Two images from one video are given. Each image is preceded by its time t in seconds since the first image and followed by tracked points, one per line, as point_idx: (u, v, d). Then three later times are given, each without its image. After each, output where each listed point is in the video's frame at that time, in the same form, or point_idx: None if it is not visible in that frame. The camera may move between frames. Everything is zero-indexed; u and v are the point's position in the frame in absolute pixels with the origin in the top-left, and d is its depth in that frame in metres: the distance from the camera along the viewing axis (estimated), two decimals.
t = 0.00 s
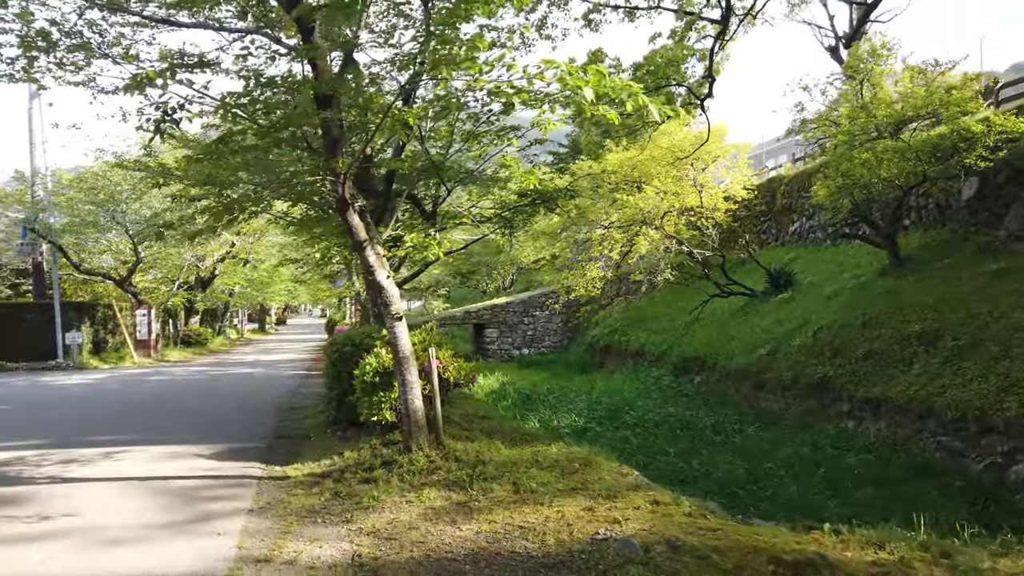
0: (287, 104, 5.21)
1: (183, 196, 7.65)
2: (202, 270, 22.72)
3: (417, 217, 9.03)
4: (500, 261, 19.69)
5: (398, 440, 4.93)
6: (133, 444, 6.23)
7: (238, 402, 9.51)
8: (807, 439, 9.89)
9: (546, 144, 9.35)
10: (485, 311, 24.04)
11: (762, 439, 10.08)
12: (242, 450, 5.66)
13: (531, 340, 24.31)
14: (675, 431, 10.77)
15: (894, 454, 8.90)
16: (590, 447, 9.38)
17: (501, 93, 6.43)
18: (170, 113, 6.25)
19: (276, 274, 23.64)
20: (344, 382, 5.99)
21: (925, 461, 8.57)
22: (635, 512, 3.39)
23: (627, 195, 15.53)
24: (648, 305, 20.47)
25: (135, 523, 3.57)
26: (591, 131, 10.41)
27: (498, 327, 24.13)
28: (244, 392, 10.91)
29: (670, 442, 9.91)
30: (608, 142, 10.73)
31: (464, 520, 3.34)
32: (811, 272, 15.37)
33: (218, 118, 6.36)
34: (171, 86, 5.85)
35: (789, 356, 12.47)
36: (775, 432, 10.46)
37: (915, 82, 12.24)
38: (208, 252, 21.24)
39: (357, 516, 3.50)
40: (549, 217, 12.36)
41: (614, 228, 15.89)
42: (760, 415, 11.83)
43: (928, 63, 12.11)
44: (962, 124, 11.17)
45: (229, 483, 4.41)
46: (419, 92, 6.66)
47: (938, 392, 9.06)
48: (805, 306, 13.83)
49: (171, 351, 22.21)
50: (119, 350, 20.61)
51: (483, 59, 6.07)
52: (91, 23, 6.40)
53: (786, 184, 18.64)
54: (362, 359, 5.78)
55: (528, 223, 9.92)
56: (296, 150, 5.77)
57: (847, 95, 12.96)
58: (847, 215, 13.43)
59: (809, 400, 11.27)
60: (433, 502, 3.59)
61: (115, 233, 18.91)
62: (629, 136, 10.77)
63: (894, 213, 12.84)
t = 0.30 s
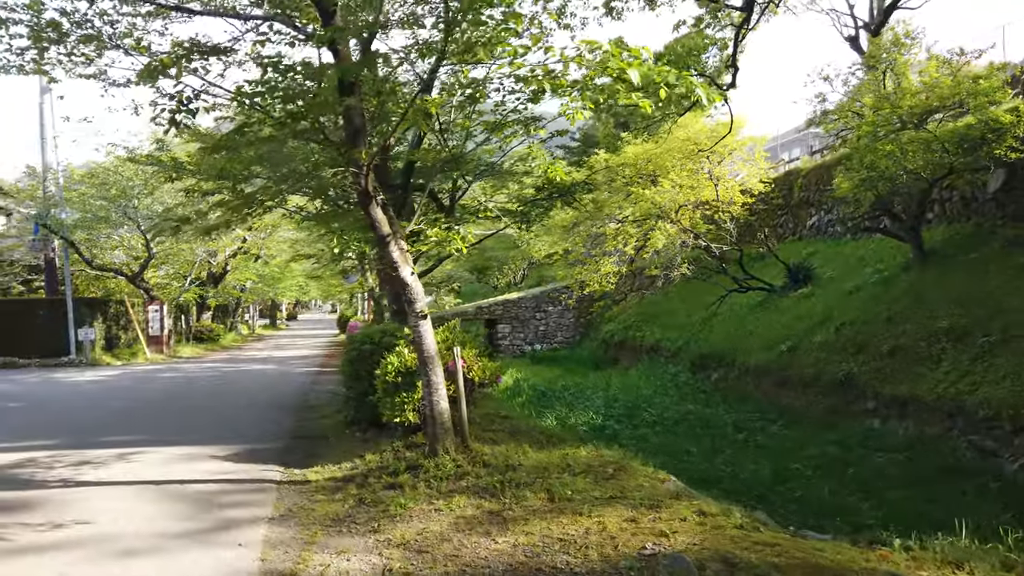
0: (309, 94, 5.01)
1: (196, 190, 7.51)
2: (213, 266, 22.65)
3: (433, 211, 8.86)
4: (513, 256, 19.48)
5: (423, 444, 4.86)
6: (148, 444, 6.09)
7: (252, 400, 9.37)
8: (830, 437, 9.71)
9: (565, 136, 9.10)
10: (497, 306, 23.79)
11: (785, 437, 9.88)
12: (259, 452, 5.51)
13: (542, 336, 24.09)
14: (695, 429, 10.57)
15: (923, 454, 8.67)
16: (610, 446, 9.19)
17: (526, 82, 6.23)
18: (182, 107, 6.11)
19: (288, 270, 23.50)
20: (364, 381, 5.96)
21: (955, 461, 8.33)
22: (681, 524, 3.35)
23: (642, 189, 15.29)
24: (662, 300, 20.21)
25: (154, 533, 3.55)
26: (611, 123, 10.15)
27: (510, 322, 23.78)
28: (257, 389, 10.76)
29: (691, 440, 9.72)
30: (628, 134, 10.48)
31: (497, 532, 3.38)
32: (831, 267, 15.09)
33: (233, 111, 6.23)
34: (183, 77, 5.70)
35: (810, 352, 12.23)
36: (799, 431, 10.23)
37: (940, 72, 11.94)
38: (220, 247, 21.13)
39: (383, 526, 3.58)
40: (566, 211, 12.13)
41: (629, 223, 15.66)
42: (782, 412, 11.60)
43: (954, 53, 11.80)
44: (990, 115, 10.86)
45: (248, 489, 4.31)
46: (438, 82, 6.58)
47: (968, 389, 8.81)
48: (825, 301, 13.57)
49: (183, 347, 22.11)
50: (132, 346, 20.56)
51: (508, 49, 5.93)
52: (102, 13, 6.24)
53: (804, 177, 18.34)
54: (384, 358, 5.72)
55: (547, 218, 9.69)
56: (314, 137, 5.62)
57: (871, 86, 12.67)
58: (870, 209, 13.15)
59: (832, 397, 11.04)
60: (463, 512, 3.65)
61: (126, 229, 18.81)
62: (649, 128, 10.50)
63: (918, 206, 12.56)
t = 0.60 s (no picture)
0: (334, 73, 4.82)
1: (211, 182, 7.36)
2: (226, 261, 22.58)
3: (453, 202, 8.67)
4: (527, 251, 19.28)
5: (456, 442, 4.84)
6: (166, 441, 5.97)
7: (268, 395, 9.23)
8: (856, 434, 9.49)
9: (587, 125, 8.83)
10: (509, 303, 23.84)
11: (810, 435, 9.66)
12: (280, 449, 5.36)
13: (555, 332, 23.92)
14: (717, 426, 10.37)
15: (955, 452, 8.43)
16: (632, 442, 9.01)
17: (558, 65, 6.00)
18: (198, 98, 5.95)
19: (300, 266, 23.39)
20: (388, 378, 6.05)
21: (990, 459, 8.08)
22: (737, 531, 3.36)
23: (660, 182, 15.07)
24: (678, 296, 19.95)
25: (176, 535, 3.58)
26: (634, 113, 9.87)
27: (522, 319, 23.87)
28: (272, 385, 10.63)
29: (713, 437, 9.53)
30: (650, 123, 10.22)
31: (540, 535, 3.45)
32: (854, 261, 14.79)
33: (253, 101, 6.09)
34: (201, 60, 5.55)
35: (833, 348, 11.99)
36: (823, 429, 10.01)
37: (968, 60, 11.62)
38: (232, 242, 21.04)
39: (418, 527, 3.65)
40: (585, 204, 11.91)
41: (645, 217, 15.43)
42: (805, 409, 11.37)
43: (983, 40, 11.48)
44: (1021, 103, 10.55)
45: (272, 486, 4.42)
46: (460, 72, 6.44)
47: (1002, 385, 8.56)
48: (848, 296, 13.31)
49: (196, 344, 22.06)
50: (145, 342, 20.53)
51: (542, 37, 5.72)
52: None
53: (824, 170, 18.01)
54: (411, 353, 5.66)
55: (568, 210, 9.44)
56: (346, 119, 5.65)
57: (895, 75, 12.38)
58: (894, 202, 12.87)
59: (858, 394, 10.80)
60: (502, 514, 3.75)
61: (139, 224, 18.73)
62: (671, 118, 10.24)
63: (945, 198, 12.25)
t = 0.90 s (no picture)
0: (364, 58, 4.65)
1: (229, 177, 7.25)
2: (239, 258, 22.54)
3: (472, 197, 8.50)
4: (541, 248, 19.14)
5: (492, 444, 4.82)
6: (185, 441, 5.87)
7: (285, 393, 9.13)
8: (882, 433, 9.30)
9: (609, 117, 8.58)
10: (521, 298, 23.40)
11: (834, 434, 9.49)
12: (302, 450, 5.24)
13: (568, 328, 23.80)
14: (739, 424, 10.21)
15: (986, 452, 8.23)
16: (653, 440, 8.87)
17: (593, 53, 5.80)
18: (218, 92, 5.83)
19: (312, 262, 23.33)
20: (414, 377, 6.00)
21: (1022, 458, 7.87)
22: (799, 545, 3.37)
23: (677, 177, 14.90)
24: (693, 292, 19.75)
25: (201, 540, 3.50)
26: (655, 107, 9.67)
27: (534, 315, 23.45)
28: (287, 383, 10.54)
29: (735, 435, 9.37)
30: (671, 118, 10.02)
31: (589, 547, 3.51)
32: (875, 256, 14.54)
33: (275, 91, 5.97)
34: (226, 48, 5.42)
35: (856, 345, 11.78)
36: (848, 427, 9.82)
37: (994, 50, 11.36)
38: (245, 238, 21.00)
39: (457, 537, 3.71)
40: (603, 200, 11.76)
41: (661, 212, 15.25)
42: (827, 407, 11.18)
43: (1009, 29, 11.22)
44: None
45: (298, 489, 4.47)
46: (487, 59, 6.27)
47: None
48: (869, 292, 13.09)
49: (210, 340, 22.06)
50: (158, 339, 20.53)
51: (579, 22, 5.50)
52: None
53: (843, 165, 17.73)
54: (438, 351, 5.60)
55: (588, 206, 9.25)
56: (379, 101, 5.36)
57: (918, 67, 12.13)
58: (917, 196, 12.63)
59: (882, 391, 10.61)
60: (545, 523, 3.83)
61: (153, 221, 18.71)
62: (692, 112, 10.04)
63: (970, 192, 11.99)
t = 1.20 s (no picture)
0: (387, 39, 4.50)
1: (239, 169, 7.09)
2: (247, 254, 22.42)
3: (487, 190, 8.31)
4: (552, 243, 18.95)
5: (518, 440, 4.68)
6: (195, 439, 5.70)
7: (296, 390, 8.98)
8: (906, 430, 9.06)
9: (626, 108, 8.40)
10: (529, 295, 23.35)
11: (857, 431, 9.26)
12: (316, 450, 5.06)
13: (577, 324, 23.64)
14: (758, 421, 10.00)
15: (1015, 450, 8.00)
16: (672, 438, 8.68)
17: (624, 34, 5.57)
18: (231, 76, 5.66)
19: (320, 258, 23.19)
20: (432, 374, 5.86)
21: None
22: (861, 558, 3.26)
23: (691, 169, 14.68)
24: (706, 287, 19.53)
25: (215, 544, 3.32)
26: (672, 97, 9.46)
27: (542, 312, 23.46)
28: (298, 379, 10.39)
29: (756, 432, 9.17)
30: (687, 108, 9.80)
31: (633, 556, 3.40)
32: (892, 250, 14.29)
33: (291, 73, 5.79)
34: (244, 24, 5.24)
35: (876, 340, 11.55)
36: (870, 424, 9.58)
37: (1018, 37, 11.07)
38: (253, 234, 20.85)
39: (490, 542, 3.62)
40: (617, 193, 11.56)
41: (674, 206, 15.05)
42: (847, 403, 10.95)
43: None
44: None
45: (314, 491, 4.33)
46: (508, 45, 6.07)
47: None
48: (888, 286, 12.85)
49: (218, 336, 21.96)
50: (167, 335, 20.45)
51: None
52: None
53: (858, 157, 17.43)
54: (459, 347, 5.44)
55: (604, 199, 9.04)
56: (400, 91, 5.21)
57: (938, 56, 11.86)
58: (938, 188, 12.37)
59: (904, 387, 10.37)
60: (582, 530, 3.72)
61: (161, 216, 18.62)
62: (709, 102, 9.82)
63: (993, 183, 11.73)
